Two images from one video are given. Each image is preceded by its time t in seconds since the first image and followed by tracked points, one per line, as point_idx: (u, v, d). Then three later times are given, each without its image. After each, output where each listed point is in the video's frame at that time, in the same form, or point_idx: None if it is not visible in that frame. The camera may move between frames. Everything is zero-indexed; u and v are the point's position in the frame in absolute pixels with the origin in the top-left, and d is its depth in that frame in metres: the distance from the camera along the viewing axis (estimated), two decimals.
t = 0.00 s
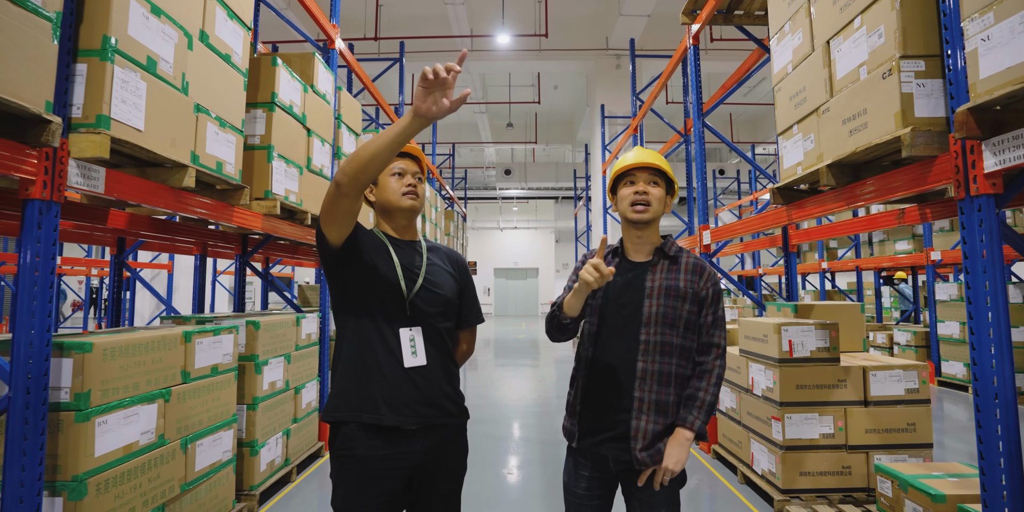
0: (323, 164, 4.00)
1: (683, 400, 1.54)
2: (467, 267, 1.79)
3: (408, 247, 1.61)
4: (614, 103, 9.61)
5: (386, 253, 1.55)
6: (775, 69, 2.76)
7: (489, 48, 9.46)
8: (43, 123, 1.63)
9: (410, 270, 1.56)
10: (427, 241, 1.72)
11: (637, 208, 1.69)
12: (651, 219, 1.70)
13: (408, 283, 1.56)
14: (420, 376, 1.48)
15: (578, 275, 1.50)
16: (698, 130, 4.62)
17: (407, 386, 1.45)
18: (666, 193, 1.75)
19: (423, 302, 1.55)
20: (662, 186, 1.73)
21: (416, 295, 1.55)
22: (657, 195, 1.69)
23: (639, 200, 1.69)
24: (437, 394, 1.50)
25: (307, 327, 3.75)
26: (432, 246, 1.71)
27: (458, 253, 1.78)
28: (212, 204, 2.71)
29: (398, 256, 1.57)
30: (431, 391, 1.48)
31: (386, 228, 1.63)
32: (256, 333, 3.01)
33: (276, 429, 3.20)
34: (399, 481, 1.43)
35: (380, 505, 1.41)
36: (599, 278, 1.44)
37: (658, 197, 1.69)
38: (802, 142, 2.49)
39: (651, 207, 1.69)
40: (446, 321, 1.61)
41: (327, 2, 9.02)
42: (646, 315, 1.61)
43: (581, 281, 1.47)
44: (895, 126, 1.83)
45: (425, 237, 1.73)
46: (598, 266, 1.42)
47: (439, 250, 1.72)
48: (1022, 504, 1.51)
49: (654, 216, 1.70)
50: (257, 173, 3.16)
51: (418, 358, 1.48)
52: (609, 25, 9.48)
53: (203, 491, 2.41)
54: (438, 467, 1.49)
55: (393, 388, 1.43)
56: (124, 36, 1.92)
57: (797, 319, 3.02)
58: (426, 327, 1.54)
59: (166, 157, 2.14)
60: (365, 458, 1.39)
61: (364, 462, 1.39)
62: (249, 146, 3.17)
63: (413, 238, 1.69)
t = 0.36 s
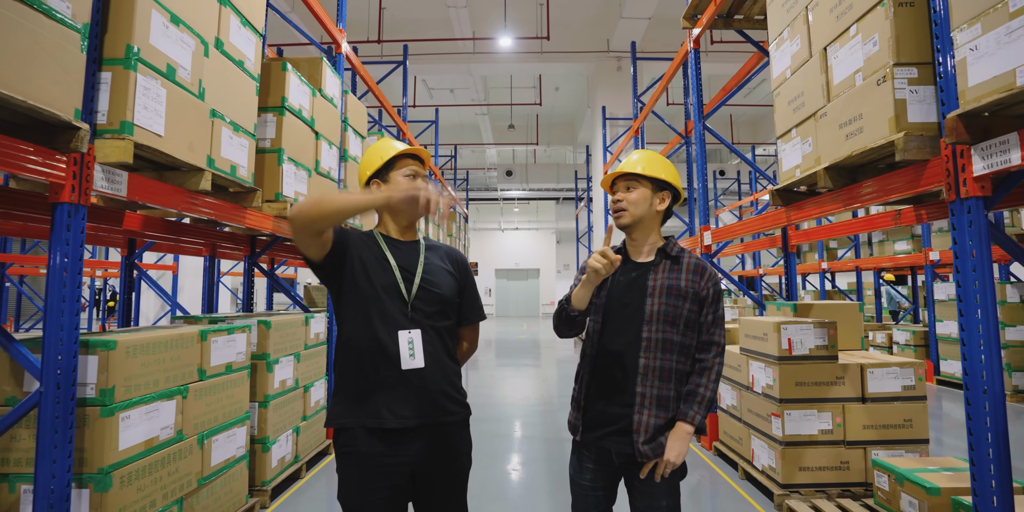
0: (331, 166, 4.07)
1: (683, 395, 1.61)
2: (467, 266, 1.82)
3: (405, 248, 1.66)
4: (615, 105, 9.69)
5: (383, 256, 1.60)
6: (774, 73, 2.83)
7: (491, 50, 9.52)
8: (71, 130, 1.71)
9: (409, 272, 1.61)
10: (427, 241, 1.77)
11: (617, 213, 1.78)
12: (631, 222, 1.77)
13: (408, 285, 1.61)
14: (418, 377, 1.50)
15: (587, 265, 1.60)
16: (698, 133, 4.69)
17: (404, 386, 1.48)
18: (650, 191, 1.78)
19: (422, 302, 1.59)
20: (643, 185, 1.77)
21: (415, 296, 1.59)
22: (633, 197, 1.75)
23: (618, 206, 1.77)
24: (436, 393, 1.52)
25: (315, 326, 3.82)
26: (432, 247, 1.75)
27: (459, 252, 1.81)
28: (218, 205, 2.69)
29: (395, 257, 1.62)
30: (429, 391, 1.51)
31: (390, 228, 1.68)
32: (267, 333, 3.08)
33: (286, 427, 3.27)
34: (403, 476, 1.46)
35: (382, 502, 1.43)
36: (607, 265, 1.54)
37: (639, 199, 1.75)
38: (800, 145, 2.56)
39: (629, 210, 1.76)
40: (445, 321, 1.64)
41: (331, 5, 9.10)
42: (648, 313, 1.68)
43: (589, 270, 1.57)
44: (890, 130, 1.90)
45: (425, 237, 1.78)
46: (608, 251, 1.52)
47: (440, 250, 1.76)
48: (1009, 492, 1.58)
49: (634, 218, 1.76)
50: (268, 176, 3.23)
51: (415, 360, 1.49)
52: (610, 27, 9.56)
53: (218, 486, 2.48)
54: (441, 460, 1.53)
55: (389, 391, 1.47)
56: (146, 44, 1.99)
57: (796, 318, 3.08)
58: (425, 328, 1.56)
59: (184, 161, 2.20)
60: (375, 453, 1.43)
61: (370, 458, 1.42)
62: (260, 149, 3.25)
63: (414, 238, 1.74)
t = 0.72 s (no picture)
0: (335, 169, 4.12)
1: (661, 397, 1.65)
2: (464, 263, 1.85)
3: (404, 250, 1.67)
4: (615, 107, 9.75)
5: (382, 263, 1.60)
6: (771, 78, 2.88)
7: (493, 52, 9.58)
8: (90, 136, 1.77)
9: (409, 275, 1.63)
10: (424, 239, 1.78)
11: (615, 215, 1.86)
12: (628, 224, 1.83)
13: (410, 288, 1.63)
14: (426, 380, 1.55)
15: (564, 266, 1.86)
16: (697, 135, 4.75)
17: (413, 391, 1.52)
18: (651, 196, 1.83)
19: (425, 305, 1.61)
20: (643, 191, 1.83)
21: (419, 300, 1.61)
22: (633, 201, 1.81)
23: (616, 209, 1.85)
24: (443, 395, 1.57)
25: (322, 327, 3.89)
26: (430, 246, 1.76)
27: (455, 249, 1.84)
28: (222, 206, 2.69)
29: (394, 263, 1.63)
30: (436, 393, 1.55)
31: (390, 230, 1.71)
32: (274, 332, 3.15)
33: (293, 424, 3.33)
34: (407, 471, 1.51)
35: (388, 495, 1.48)
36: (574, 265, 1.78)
37: (638, 204, 1.82)
38: (796, 148, 2.62)
39: (627, 213, 1.83)
40: (447, 321, 1.68)
41: (333, 7, 9.16)
42: (634, 315, 1.74)
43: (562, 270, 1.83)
44: (881, 135, 1.95)
45: (422, 235, 1.80)
46: (570, 251, 1.74)
47: (438, 248, 1.77)
48: (994, 482, 1.64)
49: (631, 221, 1.82)
50: (274, 178, 3.29)
51: (422, 364, 1.54)
52: (610, 29, 9.62)
53: (228, 482, 2.53)
54: (446, 455, 1.58)
55: (398, 391, 1.51)
56: (160, 52, 2.06)
57: (793, 317, 3.14)
58: (431, 330, 1.59)
59: (195, 164, 2.26)
60: (383, 449, 1.48)
61: (377, 453, 1.48)
62: (267, 152, 3.32)
63: (412, 238, 1.78)
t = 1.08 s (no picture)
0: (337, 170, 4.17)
1: (653, 395, 1.70)
2: (454, 259, 1.87)
3: (391, 254, 1.70)
4: (615, 108, 9.80)
5: (370, 271, 1.63)
6: (767, 81, 2.93)
7: (493, 53, 9.63)
8: (100, 139, 1.82)
9: (398, 280, 1.65)
10: (412, 238, 1.81)
11: (613, 217, 1.90)
12: (626, 226, 1.88)
13: (399, 293, 1.65)
14: (421, 383, 1.58)
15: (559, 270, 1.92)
16: (695, 137, 4.80)
17: (409, 394, 1.56)
18: (648, 198, 1.88)
19: (416, 308, 1.64)
20: (641, 192, 1.87)
21: (409, 304, 1.64)
22: (631, 202, 1.86)
23: (614, 211, 1.89)
24: (438, 396, 1.62)
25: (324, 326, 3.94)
26: (418, 246, 1.78)
27: (444, 246, 1.86)
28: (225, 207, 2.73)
29: (382, 269, 1.65)
30: (431, 394, 1.60)
31: (378, 236, 1.75)
32: (277, 331, 3.20)
33: (295, 423, 3.38)
34: (408, 462, 1.56)
35: (389, 487, 1.53)
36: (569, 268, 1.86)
37: (635, 206, 1.86)
38: (791, 151, 2.66)
39: (624, 215, 1.87)
40: (438, 321, 1.71)
41: (334, 9, 9.21)
42: (628, 317, 1.79)
43: (558, 273, 1.90)
44: (872, 139, 2.00)
45: (410, 234, 1.83)
46: (564, 255, 1.81)
47: (426, 248, 1.79)
48: (980, 480, 1.69)
49: (629, 223, 1.87)
50: (276, 179, 3.34)
51: (416, 367, 1.57)
52: (610, 31, 9.66)
53: (232, 478, 2.58)
54: (447, 450, 1.62)
55: (394, 395, 1.54)
56: (167, 57, 2.10)
57: (789, 317, 3.18)
58: (423, 333, 1.62)
59: (200, 166, 2.31)
60: (385, 441, 1.53)
61: (380, 445, 1.53)
62: (270, 153, 3.36)
63: (401, 239, 1.81)
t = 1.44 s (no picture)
0: (337, 171, 4.21)
1: (649, 395, 1.74)
2: (457, 264, 1.92)
3: (400, 259, 1.73)
4: (615, 109, 9.85)
5: (381, 274, 1.67)
6: (762, 85, 2.97)
7: (493, 55, 9.67)
8: (105, 143, 1.85)
9: (406, 284, 1.69)
10: (419, 244, 1.85)
11: (605, 222, 1.94)
12: (618, 231, 1.92)
13: (406, 296, 1.69)
14: (424, 383, 1.63)
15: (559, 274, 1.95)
16: (693, 139, 4.84)
17: (412, 393, 1.60)
18: (639, 204, 1.91)
19: (422, 311, 1.68)
20: (631, 198, 1.91)
21: (415, 307, 1.68)
22: (622, 208, 1.90)
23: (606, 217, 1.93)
24: (440, 395, 1.66)
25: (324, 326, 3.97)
26: (425, 251, 1.82)
27: (449, 252, 1.90)
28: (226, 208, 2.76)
29: (391, 273, 1.69)
30: (433, 394, 1.64)
31: (386, 241, 1.78)
32: (278, 331, 3.24)
33: (296, 422, 3.42)
34: (409, 454, 1.60)
35: (389, 483, 1.57)
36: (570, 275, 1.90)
37: (626, 211, 1.90)
38: (785, 154, 2.70)
39: (615, 220, 1.91)
40: (442, 324, 1.75)
41: (335, 11, 9.27)
42: (625, 319, 1.82)
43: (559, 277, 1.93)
44: (863, 143, 2.04)
45: (417, 240, 1.86)
46: (567, 261, 1.85)
47: (432, 253, 1.84)
48: (965, 478, 1.72)
49: (621, 228, 1.90)
50: (278, 181, 3.38)
51: (418, 368, 1.61)
52: (610, 32, 9.70)
53: (234, 477, 2.62)
54: (445, 446, 1.66)
55: (397, 393, 1.59)
56: (171, 62, 2.14)
57: (784, 318, 3.21)
58: (427, 335, 1.67)
59: (203, 169, 2.35)
60: (387, 434, 1.57)
61: (382, 440, 1.57)
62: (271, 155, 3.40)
63: (408, 244, 1.84)
